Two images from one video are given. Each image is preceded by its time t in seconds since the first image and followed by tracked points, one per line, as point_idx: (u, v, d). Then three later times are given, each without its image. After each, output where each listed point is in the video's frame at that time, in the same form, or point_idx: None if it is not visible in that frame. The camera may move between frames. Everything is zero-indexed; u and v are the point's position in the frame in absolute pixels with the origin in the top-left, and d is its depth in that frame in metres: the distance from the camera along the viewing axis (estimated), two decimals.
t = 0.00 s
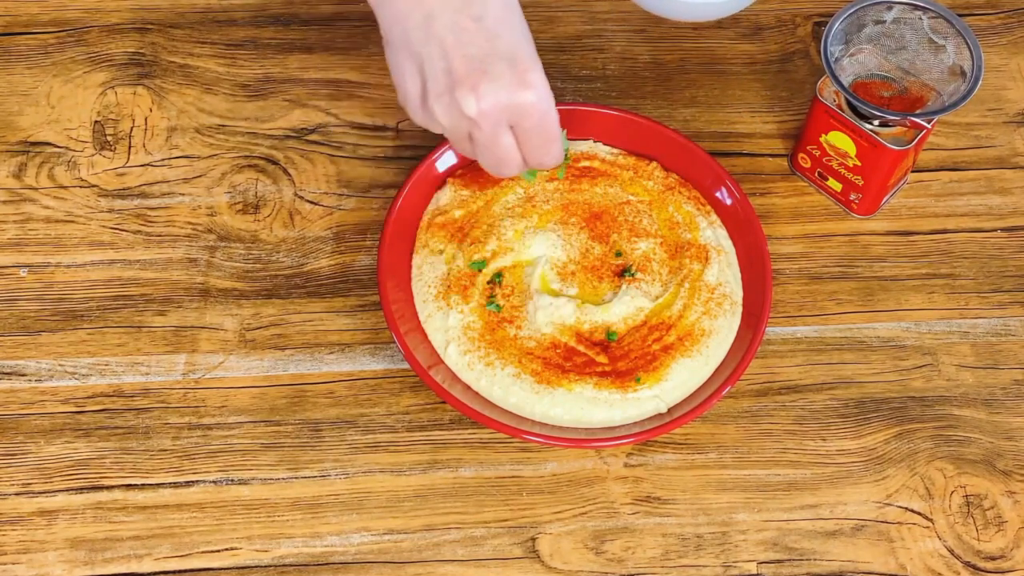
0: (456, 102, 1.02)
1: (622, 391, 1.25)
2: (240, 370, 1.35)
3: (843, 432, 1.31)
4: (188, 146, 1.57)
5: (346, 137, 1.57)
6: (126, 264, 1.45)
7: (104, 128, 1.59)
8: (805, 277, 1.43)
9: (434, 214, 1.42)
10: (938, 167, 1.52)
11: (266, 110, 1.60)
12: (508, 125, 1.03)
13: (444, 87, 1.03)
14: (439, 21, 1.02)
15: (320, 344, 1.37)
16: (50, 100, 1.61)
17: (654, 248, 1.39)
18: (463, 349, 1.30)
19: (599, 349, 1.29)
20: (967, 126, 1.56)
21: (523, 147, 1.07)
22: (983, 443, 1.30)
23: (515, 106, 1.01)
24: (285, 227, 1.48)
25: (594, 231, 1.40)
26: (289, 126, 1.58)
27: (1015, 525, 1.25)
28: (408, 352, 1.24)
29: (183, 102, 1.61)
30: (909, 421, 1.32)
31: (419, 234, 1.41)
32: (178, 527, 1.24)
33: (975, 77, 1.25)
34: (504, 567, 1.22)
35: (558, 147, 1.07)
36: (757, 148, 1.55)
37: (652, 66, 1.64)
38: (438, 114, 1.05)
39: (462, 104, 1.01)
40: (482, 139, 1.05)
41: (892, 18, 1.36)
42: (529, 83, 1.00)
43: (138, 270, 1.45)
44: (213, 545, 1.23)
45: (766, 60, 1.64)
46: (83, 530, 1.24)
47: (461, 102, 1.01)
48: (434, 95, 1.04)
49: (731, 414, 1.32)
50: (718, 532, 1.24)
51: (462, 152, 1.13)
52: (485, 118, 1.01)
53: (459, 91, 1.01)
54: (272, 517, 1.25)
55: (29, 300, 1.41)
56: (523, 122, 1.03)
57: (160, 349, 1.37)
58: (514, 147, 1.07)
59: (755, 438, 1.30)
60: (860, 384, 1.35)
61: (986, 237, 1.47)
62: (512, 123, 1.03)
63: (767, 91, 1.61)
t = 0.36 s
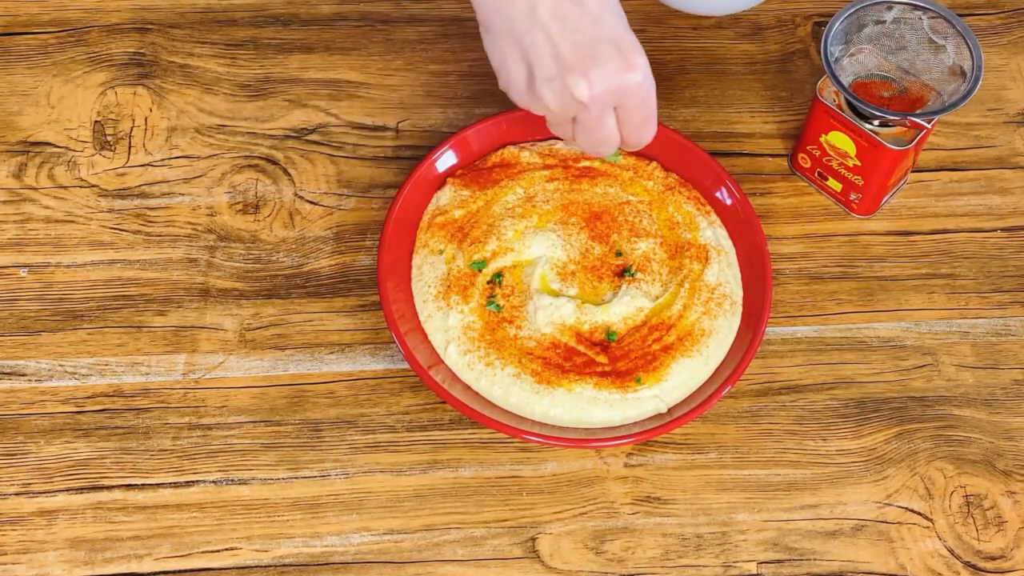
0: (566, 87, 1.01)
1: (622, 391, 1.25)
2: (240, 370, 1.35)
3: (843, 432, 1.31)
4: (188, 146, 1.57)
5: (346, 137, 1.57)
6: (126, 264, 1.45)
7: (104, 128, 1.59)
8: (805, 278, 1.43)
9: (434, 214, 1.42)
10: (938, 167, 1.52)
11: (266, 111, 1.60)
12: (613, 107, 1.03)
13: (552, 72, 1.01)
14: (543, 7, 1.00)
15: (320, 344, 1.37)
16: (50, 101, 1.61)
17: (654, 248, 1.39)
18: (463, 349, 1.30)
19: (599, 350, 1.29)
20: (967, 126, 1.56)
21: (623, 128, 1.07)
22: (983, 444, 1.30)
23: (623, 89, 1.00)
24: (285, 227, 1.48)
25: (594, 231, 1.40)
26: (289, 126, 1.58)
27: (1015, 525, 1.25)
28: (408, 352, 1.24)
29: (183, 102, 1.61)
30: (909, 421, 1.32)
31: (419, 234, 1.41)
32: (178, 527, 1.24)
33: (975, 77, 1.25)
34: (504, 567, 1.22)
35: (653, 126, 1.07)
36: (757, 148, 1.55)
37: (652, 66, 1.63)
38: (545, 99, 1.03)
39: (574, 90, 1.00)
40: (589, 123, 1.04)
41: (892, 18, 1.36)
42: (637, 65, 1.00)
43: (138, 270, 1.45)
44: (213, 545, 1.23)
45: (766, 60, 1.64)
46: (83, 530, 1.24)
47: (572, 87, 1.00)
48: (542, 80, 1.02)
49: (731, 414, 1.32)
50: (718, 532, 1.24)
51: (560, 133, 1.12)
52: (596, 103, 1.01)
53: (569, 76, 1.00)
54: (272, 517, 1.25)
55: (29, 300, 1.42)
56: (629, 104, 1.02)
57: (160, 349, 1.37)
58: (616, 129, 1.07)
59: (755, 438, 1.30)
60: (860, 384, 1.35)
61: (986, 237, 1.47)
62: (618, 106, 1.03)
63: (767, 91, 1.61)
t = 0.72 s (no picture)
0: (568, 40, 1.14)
1: (622, 391, 1.25)
2: (240, 370, 1.35)
3: (842, 432, 1.31)
4: (188, 146, 1.57)
5: (346, 137, 1.57)
6: (126, 264, 1.45)
7: (104, 128, 1.59)
8: (805, 278, 1.43)
9: (434, 214, 1.42)
10: (938, 167, 1.52)
11: (266, 111, 1.60)
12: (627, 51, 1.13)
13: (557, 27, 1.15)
14: None
15: (320, 343, 1.37)
16: (50, 101, 1.61)
17: (654, 248, 1.39)
18: (463, 349, 1.30)
19: (599, 349, 1.29)
20: (967, 126, 1.56)
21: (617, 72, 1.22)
22: (983, 443, 1.30)
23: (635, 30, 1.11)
24: (285, 227, 1.48)
25: (594, 231, 1.40)
26: (289, 126, 1.58)
27: (1015, 525, 1.25)
28: (409, 352, 1.24)
29: (184, 101, 1.61)
30: (909, 421, 1.32)
31: (419, 234, 1.41)
32: (178, 527, 1.24)
33: (975, 77, 1.25)
34: (504, 567, 1.22)
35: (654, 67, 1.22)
36: (757, 148, 1.55)
37: (652, 66, 1.63)
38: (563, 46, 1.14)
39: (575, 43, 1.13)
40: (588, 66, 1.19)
41: (892, 18, 1.36)
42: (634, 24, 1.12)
43: (138, 270, 1.45)
44: (213, 545, 1.23)
45: (766, 60, 1.64)
46: (82, 529, 1.24)
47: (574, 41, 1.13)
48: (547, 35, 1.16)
49: (731, 414, 1.32)
50: (718, 532, 1.24)
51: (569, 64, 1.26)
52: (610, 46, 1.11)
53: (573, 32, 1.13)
54: (272, 517, 1.25)
55: (29, 300, 1.42)
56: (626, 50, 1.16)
57: (160, 349, 1.37)
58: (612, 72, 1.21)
59: (755, 438, 1.30)
60: (860, 384, 1.35)
61: (986, 237, 1.47)
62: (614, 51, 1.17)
63: (767, 91, 1.61)
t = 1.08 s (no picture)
0: None
1: (622, 391, 1.25)
2: (240, 370, 1.35)
3: (842, 432, 1.31)
4: (188, 146, 1.57)
5: (346, 137, 1.57)
6: (126, 264, 1.45)
7: (104, 128, 1.59)
8: (805, 278, 1.43)
9: (434, 214, 1.42)
10: (938, 167, 1.52)
11: (266, 110, 1.60)
12: None
13: None
14: None
15: (320, 344, 1.37)
16: (50, 100, 1.61)
17: (654, 248, 1.39)
18: (463, 349, 1.30)
19: (599, 349, 1.29)
20: (967, 126, 1.56)
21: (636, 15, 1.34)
22: (983, 443, 1.30)
23: None
24: (285, 227, 1.48)
25: (594, 231, 1.40)
26: (289, 126, 1.58)
27: (1015, 525, 1.25)
28: (408, 352, 1.24)
29: (184, 101, 1.61)
30: (909, 421, 1.32)
31: (419, 234, 1.41)
32: (178, 527, 1.24)
33: (975, 77, 1.25)
34: (504, 567, 1.22)
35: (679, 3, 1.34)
36: (757, 148, 1.55)
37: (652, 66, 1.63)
38: None
39: None
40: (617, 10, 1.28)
41: (892, 18, 1.36)
42: None
43: (137, 270, 1.45)
44: (213, 545, 1.23)
45: (766, 60, 1.64)
46: (82, 529, 1.24)
47: None
48: None
49: (731, 414, 1.32)
50: (718, 532, 1.24)
51: None
52: None
53: None
54: (272, 517, 1.25)
55: (28, 300, 1.42)
56: None
57: (160, 349, 1.37)
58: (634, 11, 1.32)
59: (755, 438, 1.30)
60: (860, 384, 1.35)
61: (985, 237, 1.47)
62: None
63: (767, 91, 1.61)
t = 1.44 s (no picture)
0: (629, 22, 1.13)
1: (622, 391, 1.25)
2: (240, 370, 1.35)
3: (842, 432, 1.31)
4: (188, 146, 1.57)
5: (346, 137, 1.57)
6: (126, 264, 1.45)
7: (104, 128, 1.59)
8: (805, 278, 1.43)
9: (434, 214, 1.42)
10: (938, 167, 1.52)
11: (266, 111, 1.60)
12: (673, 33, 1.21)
13: (614, 18, 1.13)
14: None
15: (320, 343, 1.37)
16: (50, 100, 1.61)
17: (654, 248, 1.39)
18: (463, 349, 1.30)
19: (599, 349, 1.29)
20: (967, 126, 1.56)
21: (679, 54, 1.23)
22: (983, 444, 1.30)
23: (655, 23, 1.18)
24: (285, 227, 1.48)
25: (594, 231, 1.40)
26: (289, 126, 1.58)
27: (1015, 525, 1.25)
28: (408, 352, 1.24)
29: (183, 101, 1.61)
30: (909, 422, 1.32)
31: (419, 234, 1.41)
32: (178, 527, 1.24)
33: (975, 77, 1.25)
34: (504, 567, 1.22)
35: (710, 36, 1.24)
36: (757, 148, 1.55)
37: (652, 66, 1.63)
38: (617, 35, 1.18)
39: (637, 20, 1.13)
40: (645, 53, 1.21)
41: (892, 18, 1.36)
42: None
43: (137, 270, 1.45)
44: (213, 545, 1.23)
45: (766, 59, 1.63)
46: (82, 529, 1.24)
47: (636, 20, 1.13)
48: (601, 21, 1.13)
49: (731, 414, 1.32)
50: (718, 532, 1.24)
51: (610, 67, 1.27)
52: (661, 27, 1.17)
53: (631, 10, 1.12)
54: (272, 517, 1.25)
55: (28, 300, 1.42)
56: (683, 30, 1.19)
57: (160, 349, 1.37)
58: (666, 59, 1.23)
59: (756, 438, 1.30)
60: (860, 384, 1.35)
61: (986, 237, 1.47)
62: (672, 36, 1.19)
63: (767, 91, 1.61)
